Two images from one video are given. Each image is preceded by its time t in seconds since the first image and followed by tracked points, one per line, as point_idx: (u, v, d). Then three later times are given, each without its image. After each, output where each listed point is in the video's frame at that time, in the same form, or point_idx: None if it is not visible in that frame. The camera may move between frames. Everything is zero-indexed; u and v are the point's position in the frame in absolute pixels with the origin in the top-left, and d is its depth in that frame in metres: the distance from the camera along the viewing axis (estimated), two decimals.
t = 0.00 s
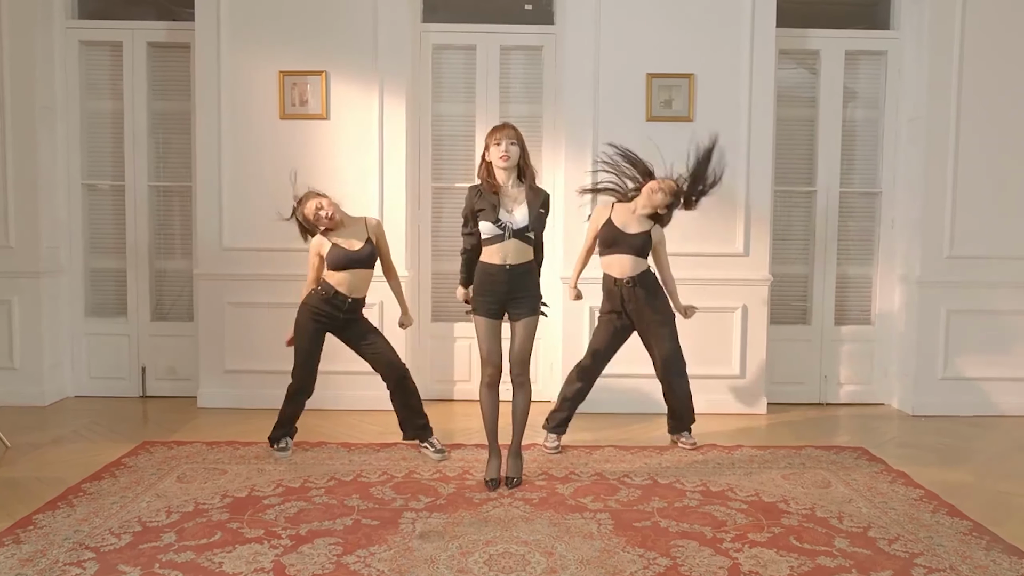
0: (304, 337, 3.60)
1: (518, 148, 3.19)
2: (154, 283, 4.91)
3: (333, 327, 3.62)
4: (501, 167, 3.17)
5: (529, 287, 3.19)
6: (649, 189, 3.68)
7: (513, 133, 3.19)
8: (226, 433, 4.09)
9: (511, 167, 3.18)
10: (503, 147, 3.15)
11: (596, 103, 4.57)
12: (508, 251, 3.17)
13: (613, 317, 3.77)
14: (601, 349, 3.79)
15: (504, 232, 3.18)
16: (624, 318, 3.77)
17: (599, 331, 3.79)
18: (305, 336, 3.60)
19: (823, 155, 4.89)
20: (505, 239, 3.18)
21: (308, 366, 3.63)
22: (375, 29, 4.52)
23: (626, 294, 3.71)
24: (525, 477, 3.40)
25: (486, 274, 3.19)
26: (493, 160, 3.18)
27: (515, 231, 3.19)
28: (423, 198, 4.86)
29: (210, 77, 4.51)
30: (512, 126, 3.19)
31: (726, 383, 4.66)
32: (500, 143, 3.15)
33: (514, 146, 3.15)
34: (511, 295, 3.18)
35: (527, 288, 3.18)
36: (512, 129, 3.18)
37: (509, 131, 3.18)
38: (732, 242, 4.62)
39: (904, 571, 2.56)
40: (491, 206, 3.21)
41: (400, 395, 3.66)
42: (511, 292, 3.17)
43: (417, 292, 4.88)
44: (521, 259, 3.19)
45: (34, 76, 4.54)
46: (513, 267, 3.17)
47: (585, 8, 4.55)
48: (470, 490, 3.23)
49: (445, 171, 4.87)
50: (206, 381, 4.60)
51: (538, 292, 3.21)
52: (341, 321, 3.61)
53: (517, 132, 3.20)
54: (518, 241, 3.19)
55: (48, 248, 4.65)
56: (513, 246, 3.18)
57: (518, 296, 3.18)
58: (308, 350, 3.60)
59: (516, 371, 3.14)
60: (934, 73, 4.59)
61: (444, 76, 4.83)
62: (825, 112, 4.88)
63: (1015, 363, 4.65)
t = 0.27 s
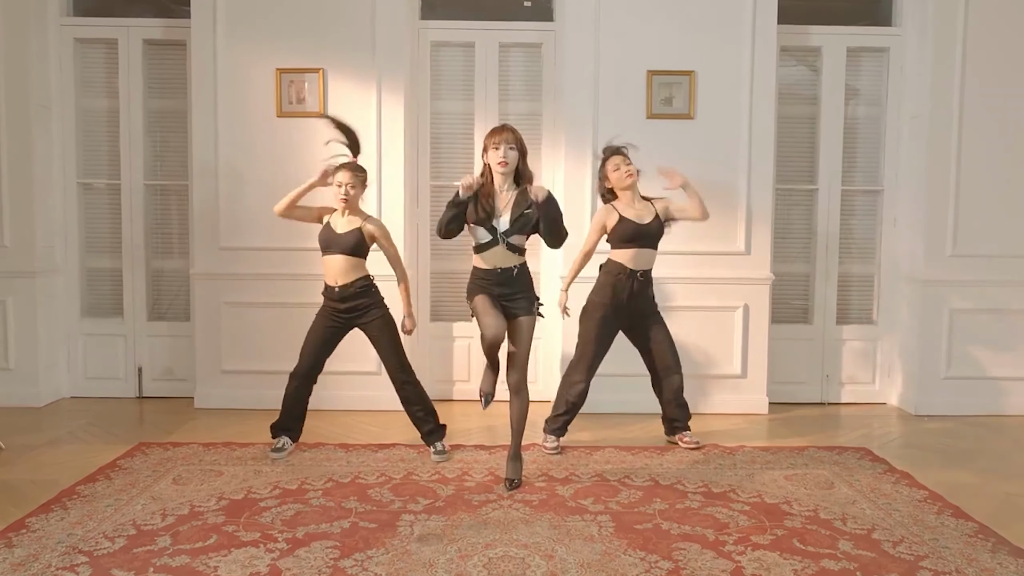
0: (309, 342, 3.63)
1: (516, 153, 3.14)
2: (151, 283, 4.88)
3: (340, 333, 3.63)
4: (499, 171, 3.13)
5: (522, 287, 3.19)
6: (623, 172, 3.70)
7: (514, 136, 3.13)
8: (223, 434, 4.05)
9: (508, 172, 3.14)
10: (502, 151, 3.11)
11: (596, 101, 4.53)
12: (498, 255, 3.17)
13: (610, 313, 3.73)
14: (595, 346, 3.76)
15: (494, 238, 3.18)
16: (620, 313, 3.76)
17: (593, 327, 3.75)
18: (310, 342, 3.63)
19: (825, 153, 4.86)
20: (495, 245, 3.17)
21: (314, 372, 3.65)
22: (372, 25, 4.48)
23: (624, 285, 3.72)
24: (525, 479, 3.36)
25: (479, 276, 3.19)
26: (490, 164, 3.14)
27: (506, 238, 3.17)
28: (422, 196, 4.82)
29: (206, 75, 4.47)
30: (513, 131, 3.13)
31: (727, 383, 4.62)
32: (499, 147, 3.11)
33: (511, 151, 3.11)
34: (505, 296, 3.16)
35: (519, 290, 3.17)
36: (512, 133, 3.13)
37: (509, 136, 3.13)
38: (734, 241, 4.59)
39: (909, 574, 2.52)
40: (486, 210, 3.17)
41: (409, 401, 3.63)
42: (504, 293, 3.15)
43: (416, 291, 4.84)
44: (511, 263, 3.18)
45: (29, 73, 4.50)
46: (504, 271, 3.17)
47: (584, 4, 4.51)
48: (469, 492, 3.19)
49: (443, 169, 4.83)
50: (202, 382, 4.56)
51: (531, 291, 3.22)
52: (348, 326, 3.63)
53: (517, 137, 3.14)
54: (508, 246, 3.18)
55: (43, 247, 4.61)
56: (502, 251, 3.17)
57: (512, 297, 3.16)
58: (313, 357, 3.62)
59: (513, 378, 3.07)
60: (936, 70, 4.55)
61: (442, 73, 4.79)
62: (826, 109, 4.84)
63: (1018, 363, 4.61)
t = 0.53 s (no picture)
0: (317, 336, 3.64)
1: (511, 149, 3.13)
2: (148, 283, 4.84)
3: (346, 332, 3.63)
4: (493, 166, 3.10)
5: (519, 286, 3.14)
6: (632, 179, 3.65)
7: (506, 129, 3.12)
8: (220, 436, 4.01)
9: (503, 167, 3.11)
10: (496, 146, 3.09)
11: (597, 100, 4.49)
12: (502, 250, 3.09)
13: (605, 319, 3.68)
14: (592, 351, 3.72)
15: (499, 230, 3.10)
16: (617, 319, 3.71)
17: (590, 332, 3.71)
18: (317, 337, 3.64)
19: (828, 152, 4.82)
20: (499, 239, 3.09)
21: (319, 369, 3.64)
22: (372, 23, 4.44)
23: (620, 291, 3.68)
24: (526, 482, 3.32)
25: (475, 273, 3.09)
26: (484, 160, 3.12)
27: (511, 232, 3.11)
28: (422, 196, 4.78)
29: (204, 73, 4.43)
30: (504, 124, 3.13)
31: (729, 383, 4.58)
32: (493, 141, 3.09)
33: (506, 146, 3.10)
34: (502, 295, 3.10)
35: (518, 289, 3.13)
36: (504, 128, 3.12)
37: (503, 130, 3.11)
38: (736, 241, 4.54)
39: None
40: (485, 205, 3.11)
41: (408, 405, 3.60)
42: (502, 292, 3.10)
43: (415, 291, 4.80)
44: (513, 261, 3.12)
45: (25, 72, 4.46)
46: (505, 268, 3.10)
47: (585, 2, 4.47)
48: (469, 495, 3.16)
49: (443, 168, 4.79)
50: (200, 383, 4.52)
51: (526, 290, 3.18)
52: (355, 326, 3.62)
53: (511, 132, 3.14)
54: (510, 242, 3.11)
55: (40, 247, 4.57)
56: (506, 246, 3.10)
57: (510, 296, 3.11)
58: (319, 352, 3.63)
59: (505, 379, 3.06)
60: (941, 68, 4.51)
61: (442, 72, 4.75)
62: (829, 108, 4.80)
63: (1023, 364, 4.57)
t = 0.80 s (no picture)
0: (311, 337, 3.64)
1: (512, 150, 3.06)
2: (144, 282, 4.79)
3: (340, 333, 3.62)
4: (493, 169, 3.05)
5: (519, 282, 3.07)
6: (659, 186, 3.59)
7: (510, 131, 3.04)
8: (217, 436, 3.97)
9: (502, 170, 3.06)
10: (497, 148, 3.03)
11: (598, 96, 4.45)
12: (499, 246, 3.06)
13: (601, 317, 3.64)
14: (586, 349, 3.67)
15: (494, 226, 3.07)
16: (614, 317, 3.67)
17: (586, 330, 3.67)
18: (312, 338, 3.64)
19: (830, 150, 4.77)
20: (495, 236, 3.06)
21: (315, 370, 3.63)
22: (370, 18, 4.39)
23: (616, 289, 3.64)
24: (526, 482, 3.28)
25: (471, 269, 3.06)
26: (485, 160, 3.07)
27: (507, 231, 3.08)
28: (421, 193, 4.74)
29: (201, 70, 4.38)
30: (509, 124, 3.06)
31: (730, 383, 4.54)
32: (494, 143, 3.03)
33: (506, 147, 3.03)
34: (500, 293, 3.04)
35: (518, 285, 3.06)
36: (508, 130, 3.04)
37: (507, 132, 3.04)
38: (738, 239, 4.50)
39: None
40: (483, 203, 3.05)
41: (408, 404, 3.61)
42: (499, 288, 3.03)
43: (414, 290, 4.76)
44: (511, 258, 3.08)
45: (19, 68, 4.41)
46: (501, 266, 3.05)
47: None
48: (468, 496, 3.12)
49: (442, 166, 4.75)
50: (197, 383, 4.48)
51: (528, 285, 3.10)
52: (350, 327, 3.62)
53: (514, 134, 3.07)
54: (507, 240, 3.07)
55: (35, 245, 4.52)
56: (504, 243, 3.07)
57: (509, 293, 3.05)
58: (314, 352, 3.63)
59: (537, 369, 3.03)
60: (944, 65, 4.47)
61: (441, 68, 4.71)
62: (832, 105, 4.76)
63: None
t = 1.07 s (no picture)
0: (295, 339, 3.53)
1: (525, 157, 2.96)
2: (142, 282, 4.76)
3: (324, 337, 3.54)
4: (507, 178, 2.96)
5: (542, 290, 2.97)
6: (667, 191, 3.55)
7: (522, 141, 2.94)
8: (215, 437, 3.94)
9: (516, 178, 2.96)
10: (510, 159, 2.93)
11: (599, 95, 4.41)
12: (518, 249, 2.97)
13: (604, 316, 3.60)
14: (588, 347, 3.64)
15: (512, 225, 2.98)
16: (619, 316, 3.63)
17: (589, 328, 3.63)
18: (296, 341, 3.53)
19: (834, 149, 4.73)
20: (512, 236, 2.98)
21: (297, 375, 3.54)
22: (370, 16, 4.35)
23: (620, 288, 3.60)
24: (527, 485, 3.24)
25: (492, 276, 2.98)
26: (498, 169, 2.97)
27: (524, 228, 2.98)
28: (420, 193, 4.70)
29: (199, 68, 4.35)
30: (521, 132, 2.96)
31: (733, 384, 4.50)
32: (506, 154, 2.93)
33: (518, 157, 2.93)
34: (521, 301, 2.95)
35: (539, 293, 2.96)
36: (520, 140, 2.94)
37: (518, 140, 2.94)
38: (741, 239, 4.46)
39: None
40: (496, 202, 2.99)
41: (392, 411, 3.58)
42: (521, 297, 2.94)
43: (413, 290, 4.71)
44: (531, 261, 2.98)
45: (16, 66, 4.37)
46: (522, 272, 2.96)
47: None
48: (468, 499, 3.08)
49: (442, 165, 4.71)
50: (195, 384, 4.45)
51: (552, 294, 2.99)
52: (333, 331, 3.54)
53: (526, 141, 2.96)
54: (527, 240, 2.98)
55: (32, 245, 4.49)
56: (521, 242, 2.97)
57: (531, 301, 2.95)
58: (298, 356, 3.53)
59: (554, 382, 2.93)
60: (949, 63, 4.43)
61: (442, 66, 4.67)
62: (835, 104, 4.72)
63: None
